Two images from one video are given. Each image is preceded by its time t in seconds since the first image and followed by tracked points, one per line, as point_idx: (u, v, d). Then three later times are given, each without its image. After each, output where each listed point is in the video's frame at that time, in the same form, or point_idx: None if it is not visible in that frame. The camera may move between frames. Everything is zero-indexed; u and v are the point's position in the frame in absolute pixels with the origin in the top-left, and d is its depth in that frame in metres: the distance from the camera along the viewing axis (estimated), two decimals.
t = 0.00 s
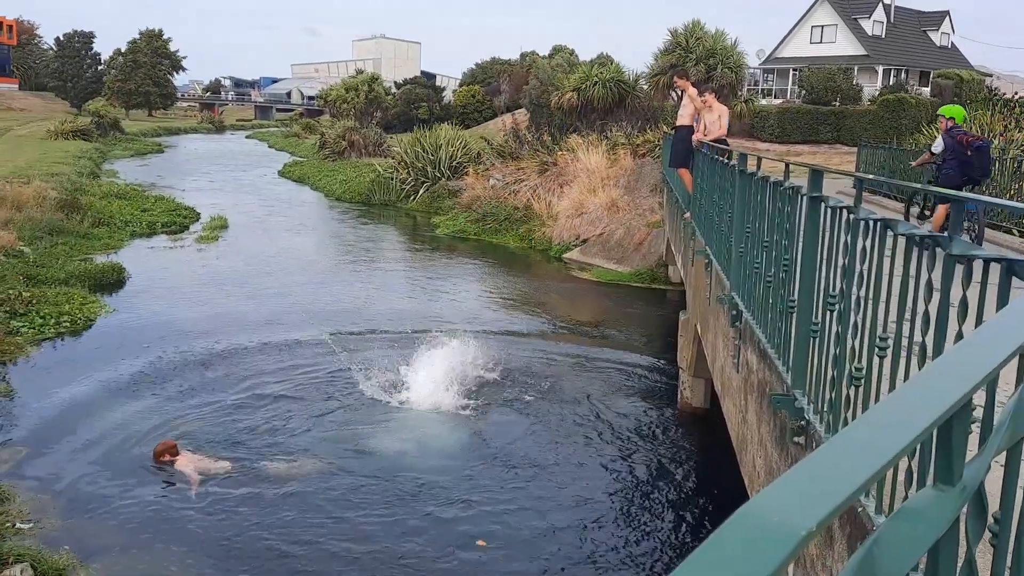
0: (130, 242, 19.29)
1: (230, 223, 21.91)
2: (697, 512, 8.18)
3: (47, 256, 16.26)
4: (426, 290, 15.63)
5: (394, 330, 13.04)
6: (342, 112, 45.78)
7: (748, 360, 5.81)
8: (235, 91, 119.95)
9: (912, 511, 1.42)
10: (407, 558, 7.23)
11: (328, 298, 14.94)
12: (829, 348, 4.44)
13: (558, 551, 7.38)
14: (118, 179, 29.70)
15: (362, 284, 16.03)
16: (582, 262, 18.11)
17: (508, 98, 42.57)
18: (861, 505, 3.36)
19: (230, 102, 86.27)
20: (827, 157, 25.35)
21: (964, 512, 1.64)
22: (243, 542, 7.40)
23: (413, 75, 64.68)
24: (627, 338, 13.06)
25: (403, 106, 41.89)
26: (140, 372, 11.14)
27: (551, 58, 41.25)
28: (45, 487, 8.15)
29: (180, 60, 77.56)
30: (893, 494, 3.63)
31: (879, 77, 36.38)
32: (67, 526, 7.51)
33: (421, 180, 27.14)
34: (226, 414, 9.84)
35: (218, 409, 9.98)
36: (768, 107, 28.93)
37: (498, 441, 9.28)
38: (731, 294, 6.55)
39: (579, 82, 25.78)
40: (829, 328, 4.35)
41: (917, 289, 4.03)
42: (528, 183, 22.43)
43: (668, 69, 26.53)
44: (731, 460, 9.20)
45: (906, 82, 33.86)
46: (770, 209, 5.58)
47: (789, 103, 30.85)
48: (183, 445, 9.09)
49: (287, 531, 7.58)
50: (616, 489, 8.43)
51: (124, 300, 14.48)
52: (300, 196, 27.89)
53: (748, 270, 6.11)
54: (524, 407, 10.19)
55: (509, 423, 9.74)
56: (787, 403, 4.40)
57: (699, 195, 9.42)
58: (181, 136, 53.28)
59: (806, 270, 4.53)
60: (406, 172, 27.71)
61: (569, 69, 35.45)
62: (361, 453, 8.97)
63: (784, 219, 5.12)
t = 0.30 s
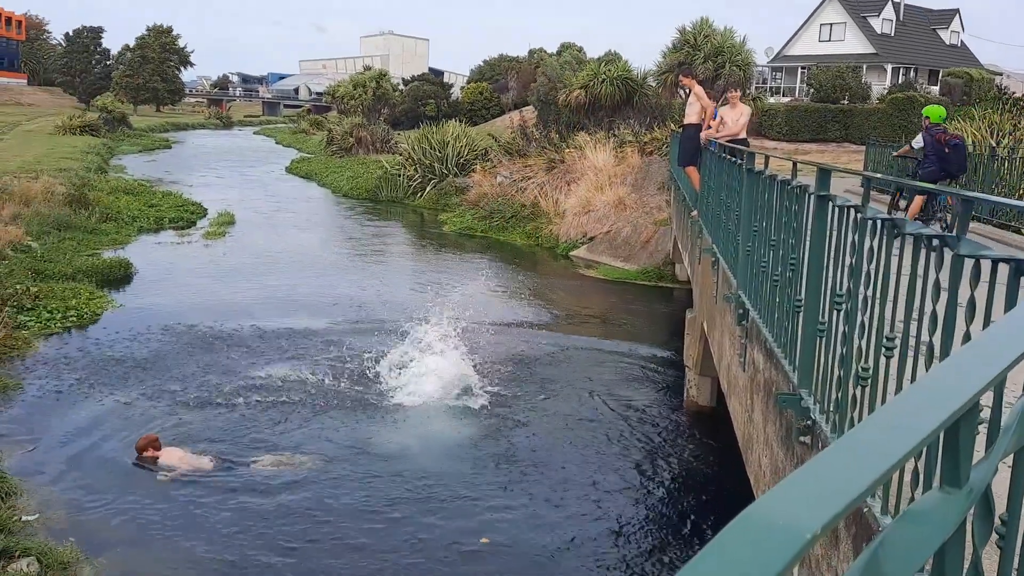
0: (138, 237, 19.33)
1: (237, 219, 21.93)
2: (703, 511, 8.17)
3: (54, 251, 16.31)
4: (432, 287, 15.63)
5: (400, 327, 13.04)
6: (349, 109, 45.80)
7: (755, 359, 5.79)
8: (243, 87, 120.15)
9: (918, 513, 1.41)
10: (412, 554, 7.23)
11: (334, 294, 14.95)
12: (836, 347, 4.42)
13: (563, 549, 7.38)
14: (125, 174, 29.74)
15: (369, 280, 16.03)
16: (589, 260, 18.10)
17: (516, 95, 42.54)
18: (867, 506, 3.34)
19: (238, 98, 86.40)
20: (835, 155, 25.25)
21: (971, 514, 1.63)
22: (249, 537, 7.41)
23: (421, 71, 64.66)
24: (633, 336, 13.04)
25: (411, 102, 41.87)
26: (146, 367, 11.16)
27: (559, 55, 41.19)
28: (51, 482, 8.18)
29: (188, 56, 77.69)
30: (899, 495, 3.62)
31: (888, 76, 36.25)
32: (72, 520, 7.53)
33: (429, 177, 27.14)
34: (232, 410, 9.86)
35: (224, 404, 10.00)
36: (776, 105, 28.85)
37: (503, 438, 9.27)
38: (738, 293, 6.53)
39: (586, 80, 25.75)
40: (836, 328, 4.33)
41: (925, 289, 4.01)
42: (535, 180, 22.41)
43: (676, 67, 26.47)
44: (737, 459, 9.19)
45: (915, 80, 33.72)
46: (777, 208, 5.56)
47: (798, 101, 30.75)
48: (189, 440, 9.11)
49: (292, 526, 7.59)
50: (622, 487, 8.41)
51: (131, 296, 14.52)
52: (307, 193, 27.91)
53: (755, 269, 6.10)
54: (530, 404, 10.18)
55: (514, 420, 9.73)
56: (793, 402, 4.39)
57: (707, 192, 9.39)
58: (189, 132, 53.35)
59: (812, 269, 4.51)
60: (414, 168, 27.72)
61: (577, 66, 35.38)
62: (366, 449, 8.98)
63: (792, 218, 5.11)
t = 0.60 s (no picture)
0: (141, 233, 19.35)
1: (240, 216, 21.94)
2: (706, 509, 8.17)
3: (58, 247, 16.33)
4: (436, 284, 15.64)
5: (403, 324, 13.03)
6: (354, 105, 45.79)
7: (758, 357, 5.78)
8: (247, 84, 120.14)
9: (919, 513, 1.41)
10: (415, 551, 7.24)
11: (338, 290, 14.95)
12: (840, 345, 4.41)
13: (565, 546, 7.39)
14: (129, 171, 29.76)
15: (373, 277, 16.03)
16: (593, 257, 18.08)
17: (520, 91, 42.53)
18: (870, 504, 3.34)
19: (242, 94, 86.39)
20: (839, 152, 25.22)
21: (973, 514, 1.63)
22: (251, 533, 7.43)
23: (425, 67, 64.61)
24: (636, 333, 13.03)
25: (415, 98, 41.86)
26: (150, 364, 11.18)
27: (563, 52, 41.15)
28: (53, 478, 8.19)
29: (193, 52, 77.71)
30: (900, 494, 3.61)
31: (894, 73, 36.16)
32: (76, 516, 7.55)
33: (433, 173, 27.14)
34: (234, 407, 9.87)
35: (229, 401, 10.02)
36: (781, 102, 28.79)
37: (505, 435, 9.27)
38: (742, 290, 6.52)
39: (591, 76, 25.72)
40: (839, 325, 4.32)
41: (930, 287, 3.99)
42: (540, 176, 22.39)
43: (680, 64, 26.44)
44: (740, 457, 9.18)
45: (920, 78, 33.67)
46: (781, 205, 5.55)
47: (803, 99, 30.69)
48: (192, 436, 9.12)
49: (295, 523, 7.61)
50: (624, 484, 8.41)
51: (134, 292, 14.53)
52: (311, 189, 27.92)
53: (759, 267, 6.08)
54: (533, 401, 10.18)
55: (517, 417, 9.73)
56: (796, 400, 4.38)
57: (711, 190, 9.35)
58: (193, 128, 53.35)
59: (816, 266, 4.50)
60: (418, 165, 27.72)
61: (581, 64, 35.34)
62: (369, 445, 8.98)
63: (796, 217, 5.09)
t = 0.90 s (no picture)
0: (139, 233, 19.32)
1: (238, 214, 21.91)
2: (704, 506, 8.17)
3: (55, 247, 16.30)
4: (434, 282, 15.62)
5: (401, 322, 13.01)
6: (353, 104, 45.76)
7: (756, 355, 5.78)
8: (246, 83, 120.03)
9: (910, 513, 1.40)
10: (413, 550, 7.24)
11: (336, 289, 14.93)
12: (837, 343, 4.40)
13: (564, 544, 7.39)
14: (127, 169, 29.72)
15: (371, 275, 16.01)
16: (592, 256, 18.06)
17: (519, 90, 42.53)
18: (866, 503, 3.33)
19: (241, 93, 86.29)
20: (838, 151, 25.22)
21: (963, 513, 1.63)
22: (249, 532, 7.43)
23: (424, 66, 64.57)
24: (635, 330, 13.02)
25: (414, 96, 41.82)
26: (148, 363, 11.17)
27: (563, 50, 41.13)
28: (51, 479, 8.18)
29: (191, 51, 77.64)
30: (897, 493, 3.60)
31: (892, 71, 36.15)
32: (74, 516, 7.55)
33: (432, 171, 27.12)
34: (233, 406, 9.86)
35: (227, 400, 10.02)
36: (780, 100, 28.80)
37: (503, 433, 9.27)
38: (740, 288, 6.52)
39: (590, 75, 25.71)
40: (836, 324, 4.32)
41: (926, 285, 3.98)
42: (539, 174, 22.37)
43: (679, 62, 26.43)
44: (738, 455, 9.18)
45: (919, 76, 33.65)
46: (779, 204, 5.54)
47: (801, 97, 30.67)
48: (190, 435, 9.11)
49: (293, 521, 7.61)
50: (623, 483, 8.41)
51: (132, 292, 14.51)
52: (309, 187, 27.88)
53: (757, 266, 6.08)
54: (531, 400, 10.17)
55: (515, 416, 9.72)
56: (793, 398, 4.37)
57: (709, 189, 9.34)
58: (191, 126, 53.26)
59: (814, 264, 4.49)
60: (417, 164, 27.70)
61: (580, 62, 35.32)
62: (367, 444, 8.98)
63: (793, 215, 5.08)
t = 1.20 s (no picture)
0: (106, 232, 19.07)
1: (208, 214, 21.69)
2: (675, 504, 8.21)
3: (19, 247, 16.04)
4: (407, 281, 15.57)
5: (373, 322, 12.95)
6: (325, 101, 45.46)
7: (727, 353, 5.81)
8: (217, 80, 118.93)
9: (871, 512, 1.40)
10: (384, 551, 7.22)
11: (307, 288, 14.83)
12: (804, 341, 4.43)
13: (535, 544, 7.40)
14: (94, 168, 29.31)
15: (343, 275, 15.92)
16: (565, 255, 18.08)
17: (492, 89, 42.48)
18: (832, 499, 3.35)
19: (211, 90, 85.43)
20: (808, 150, 25.46)
21: (925, 511, 1.64)
22: (218, 534, 7.36)
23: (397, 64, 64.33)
24: (607, 330, 13.07)
25: (386, 95, 41.65)
26: (115, 365, 11.02)
27: (536, 49, 41.12)
28: (14, 483, 8.05)
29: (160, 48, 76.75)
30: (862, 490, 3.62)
31: (861, 73, 36.55)
32: (38, 521, 7.44)
33: (404, 170, 27.00)
34: (203, 407, 9.77)
35: (196, 401, 9.92)
36: (751, 100, 29.02)
37: (475, 433, 9.26)
38: (711, 288, 6.55)
39: (562, 74, 25.73)
40: (804, 322, 4.34)
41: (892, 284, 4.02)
42: (512, 173, 22.37)
43: (651, 62, 26.53)
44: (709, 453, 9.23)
45: (888, 77, 34.05)
46: (749, 204, 5.57)
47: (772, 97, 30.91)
48: (158, 437, 9.01)
49: (263, 523, 7.55)
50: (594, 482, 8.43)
51: (99, 292, 14.32)
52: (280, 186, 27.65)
53: (727, 265, 6.10)
54: (504, 399, 10.17)
55: (488, 415, 9.71)
56: (762, 396, 4.40)
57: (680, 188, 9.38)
58: (160, 124, 52.63)
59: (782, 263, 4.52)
60: (389, 162, 27.58)
61: (553, 61, 35.35)
62: (338, 445, 8.93)
63: (762, 214, 5.12)
